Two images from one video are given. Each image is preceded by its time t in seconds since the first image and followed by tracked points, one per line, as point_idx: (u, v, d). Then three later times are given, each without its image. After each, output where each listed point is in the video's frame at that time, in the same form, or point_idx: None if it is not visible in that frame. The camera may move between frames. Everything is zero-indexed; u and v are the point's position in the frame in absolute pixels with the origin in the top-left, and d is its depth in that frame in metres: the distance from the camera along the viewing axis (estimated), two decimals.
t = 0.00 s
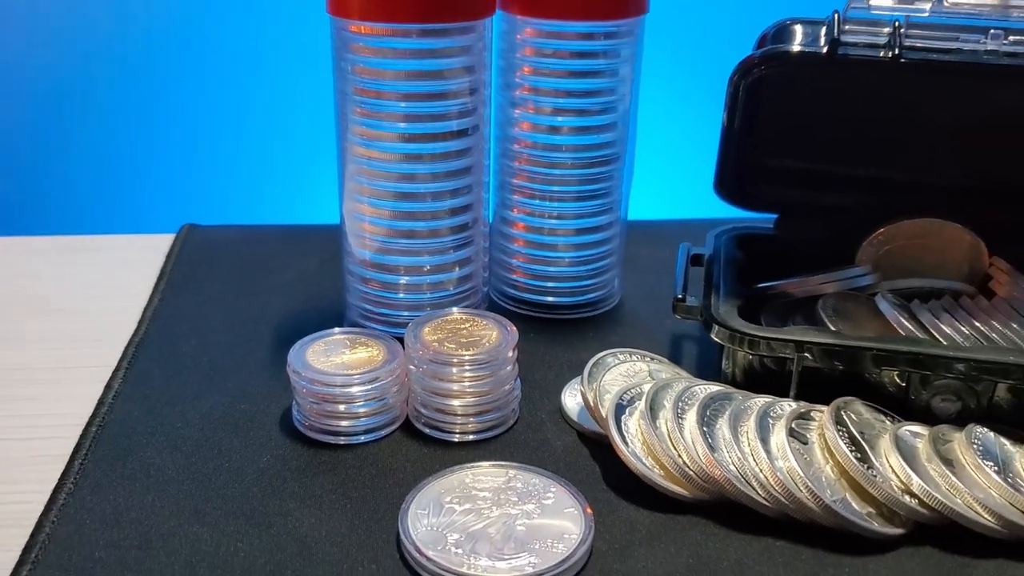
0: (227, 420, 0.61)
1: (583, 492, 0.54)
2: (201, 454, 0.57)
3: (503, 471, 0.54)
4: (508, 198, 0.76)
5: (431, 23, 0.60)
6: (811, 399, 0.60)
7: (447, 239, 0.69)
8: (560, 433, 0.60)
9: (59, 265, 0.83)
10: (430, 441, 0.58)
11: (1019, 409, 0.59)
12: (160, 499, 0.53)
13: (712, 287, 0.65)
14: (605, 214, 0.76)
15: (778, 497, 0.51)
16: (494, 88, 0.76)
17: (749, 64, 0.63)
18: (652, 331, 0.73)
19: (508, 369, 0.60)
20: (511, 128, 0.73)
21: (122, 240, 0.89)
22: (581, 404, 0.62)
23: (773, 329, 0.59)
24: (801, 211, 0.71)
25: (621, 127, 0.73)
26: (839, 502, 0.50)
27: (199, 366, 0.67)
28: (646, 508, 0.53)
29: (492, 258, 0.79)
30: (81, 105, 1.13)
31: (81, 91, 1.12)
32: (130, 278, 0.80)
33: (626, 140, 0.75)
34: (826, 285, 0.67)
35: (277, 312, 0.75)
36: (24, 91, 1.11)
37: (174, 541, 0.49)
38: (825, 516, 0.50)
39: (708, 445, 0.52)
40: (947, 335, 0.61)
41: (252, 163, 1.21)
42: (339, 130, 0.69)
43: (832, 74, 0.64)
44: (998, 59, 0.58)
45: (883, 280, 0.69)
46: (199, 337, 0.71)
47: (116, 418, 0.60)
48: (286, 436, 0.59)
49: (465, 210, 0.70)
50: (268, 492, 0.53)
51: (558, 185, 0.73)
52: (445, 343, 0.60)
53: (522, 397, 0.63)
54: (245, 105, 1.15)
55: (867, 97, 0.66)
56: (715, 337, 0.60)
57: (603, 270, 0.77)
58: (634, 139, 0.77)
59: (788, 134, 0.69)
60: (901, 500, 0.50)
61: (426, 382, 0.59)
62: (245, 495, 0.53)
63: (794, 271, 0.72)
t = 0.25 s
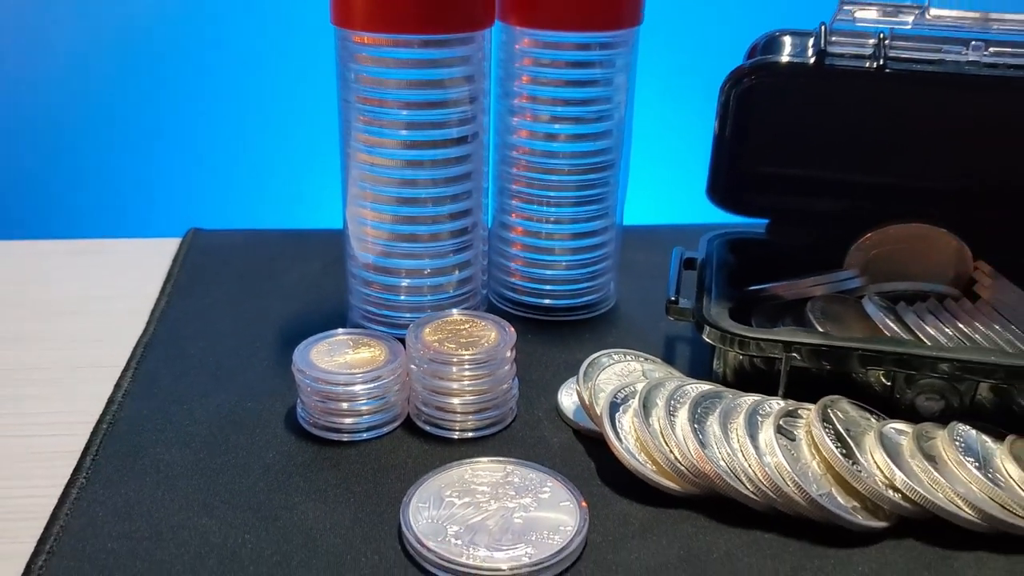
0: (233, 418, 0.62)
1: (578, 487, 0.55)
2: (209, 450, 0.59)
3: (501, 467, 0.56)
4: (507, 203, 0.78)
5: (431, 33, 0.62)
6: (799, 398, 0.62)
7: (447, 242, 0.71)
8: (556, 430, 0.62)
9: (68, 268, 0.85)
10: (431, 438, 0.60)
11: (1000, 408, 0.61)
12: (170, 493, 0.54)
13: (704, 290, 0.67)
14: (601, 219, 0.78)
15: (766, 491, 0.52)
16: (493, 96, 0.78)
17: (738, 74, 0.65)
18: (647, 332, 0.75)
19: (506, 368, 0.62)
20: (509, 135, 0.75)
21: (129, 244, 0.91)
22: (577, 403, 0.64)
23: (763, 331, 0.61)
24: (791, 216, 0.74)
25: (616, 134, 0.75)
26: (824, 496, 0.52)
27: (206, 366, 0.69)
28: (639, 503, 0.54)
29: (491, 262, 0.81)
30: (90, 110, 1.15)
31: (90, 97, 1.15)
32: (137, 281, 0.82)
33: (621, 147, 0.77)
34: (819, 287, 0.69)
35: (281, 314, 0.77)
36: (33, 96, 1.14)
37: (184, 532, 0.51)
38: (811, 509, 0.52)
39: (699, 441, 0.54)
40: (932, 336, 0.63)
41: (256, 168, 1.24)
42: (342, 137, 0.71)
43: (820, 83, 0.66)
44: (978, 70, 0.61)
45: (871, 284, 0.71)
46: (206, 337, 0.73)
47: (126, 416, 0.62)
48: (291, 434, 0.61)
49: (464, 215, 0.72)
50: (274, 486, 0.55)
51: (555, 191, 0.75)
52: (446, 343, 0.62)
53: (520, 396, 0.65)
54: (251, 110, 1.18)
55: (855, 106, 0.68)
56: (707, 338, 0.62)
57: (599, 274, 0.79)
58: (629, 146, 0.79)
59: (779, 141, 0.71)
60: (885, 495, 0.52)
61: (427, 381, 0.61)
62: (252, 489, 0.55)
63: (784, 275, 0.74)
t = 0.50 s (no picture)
0: (241, 411, 0.65)
1: (572, 476, 0.58)
2: (218, 442, 0.61)
3: (499, 457, 0.58)
4: (505, 206, 0.80)
5: (433, 42, 0.65)
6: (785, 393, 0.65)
7: (447, 243, 0.74)
8: (552, 424, 0.64)
9: (79, 268, 0.88)
10: (431, 430, 0.63)
11: (978, 403, 0.63)
12: (181, 481, 0.57)
13: (695, 289, 0.69)
14: (595, 221, 0.80)
15: (751, 480, 0.55)
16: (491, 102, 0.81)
17: (728, 81, 0.68)
18: (640, 331, 0.78)
19: (503, 364, 0.64)
20: (508, 140, 0.78)
21: (137, 245, 0.93)
22: (571, 397, 0.66)
23: (750, 328, 0.64)
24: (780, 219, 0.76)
25: (610, 139, 0.78)
26: (807, 484, 0.55)
27: (214, 361, 0.71)
28: (630, 491, 0.57)
29: (490, 263, 0.84)
30: (99, 115, 1.19)
31: (99, 102, 1.18)
32: (146, 281, 0.85)
33: (615, 151, 0.79)
34: (805, 286, 0.72)
35: (286, 312, 0.80)
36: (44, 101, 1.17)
37: (194, 516, 0.54)
38: (794, 497, 0.54)
39: (687, 432, 0.56)
40: (913, 333, 0.65)
41: (259, 172, 1.26)
42: (346, 141, 0.74)
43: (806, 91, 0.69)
44: (955, 78, 0.63)
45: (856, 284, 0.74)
46: (214, 334, 0.75)
47: (137, 409, 0.65)
48: (297, 426, 0.63)
49: (463, 216, 0.74)
50: (281, 475, 0.58)
51: (552, 194, 0.78)
52: (445, 339, 0.65)
53: (517, 391, 0.68)
54: (257, 117, 1.21)
55: (840, 112, 0.71)
56: (696, 335, 0.64)
57: (594, 274, 0.82)
58: (623, 151, 0.82)
59: (767, 147, 0.74)
60: (865, 484, 0.54)
61: (427, 376, 0.63)
62: (259, 478, 0.57)
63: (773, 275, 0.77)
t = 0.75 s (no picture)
0: (250, 404, 0.67)
1: (571, 466, 0.60)
2: (228, 432, 0.63)
3: (500, 447, 0.60)
4: (506, 207, 0.83)
5: (437, 47, 0.67)
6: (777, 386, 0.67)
7: (449, 242, 0.76)
8: (551, 417, 0.66)
9: (89, 268, 0.90)
10: (434, 423, 0.65)
11: (963, 396, 0.65)
12: (193, 469, 0.59)
13: (689, 287, 0.71)
14: (593, 222, 0.83)
15: (743, 469, 0.57)
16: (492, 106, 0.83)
17: (721, 85, 0.70)
18: (637, 329, 0.80)
19: (504, 358, 0.66)
20: (509, 143, 0.80)
21: (145, 246, 0.95)
22: (570, 391, 0.68)
23: (743, 324, 0.66)
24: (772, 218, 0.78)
25: (608, 142, 0.80)
26: (796, 473, 0.57)
27: (223, 356, 0.73)
28: (627, 480, 0.59)
29: (491, 262, 0.86)
30: (107, 118, 1.21)
31: (108, 104, 1.20)
32: (155, 280, 0.87)
33: (613, 154, 0.82)
34: (796, 284, 0.74)
35: (292, 310, 0.82)
36: (55, 104, 1.19)
37: (207, 504, 0.55)
38: (784, 485, 0.56)
39: (681, 423, 0.58)
40: (900, 329, 0.67)
41: (261, 173, 1.28)
42: (352, 143, 0.76)
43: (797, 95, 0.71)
44: (941, 82, 0.65)
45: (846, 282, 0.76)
46: (222, 330, 0.77)
47: (150, 401, 0.67)
48: (304, 418, 0.65)
49: (465, 216, 0.77)
50: (290, 464, 0.60)
51: (551, 195, 0.80)
52: (448, 335, 0.67)
53: (518, 386, 0.70)
54: (263, 120, 1.23)
55: (830, 115, 0.73)
56: (691, 331, 0.67)
57: (592, 273, 0.84)
58: (621, 153, 0.84)
59: (760, 149, 0.76)
60: (852, 473, 0.57)
61: (430, 370, 0.65)
62: (269, 467, 0.59)
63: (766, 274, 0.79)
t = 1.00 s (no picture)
0: (259, 392, 0.69)
1: (570, 451, 0.62)
2: (238, 418, 0.65)
3: (501, 433, 0.62)
4: (506, 205, 0.85)
5: (439, 49, 0.70)
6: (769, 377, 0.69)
7: (451, 238, 0.79)
8: (551, 406, 0.68)
9: (98, 265, 0.92)
10: (438, 412, 0.67)
11: (948, 386, 0.68)
12: (205, 452, 0.61)
13: (684, 281, 0.74)
14: (591, 219, 0.85)
15: (735, 454, 0.59)
16: (493, 107, 0.86)
17: (715, 86, 0.71)
18: (634, 323, 0.82)
19: (505, 350, 0.69)
20: (509, 142, 0.83)
21: (154, 243, 0.98)
22: (569, 381, 0.70)
23: (735, 316, 0.68)
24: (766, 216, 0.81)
25: (605, 142, 0.83)
26: (786, 457, 0.59)
27: (233, 347, 0.76)
28: (624, 466, 0.61)
29: (491, 258, 0.88)
30: (118, 117, 1.25)
31: (119, 101, 1.24)
32: (165, 276, 0.89)
33: (610, 153, 0.84)
34: (786, 279, 0.76)
35: (299, 304, 0.84)
36: (66, 103, 1.23)
37: (221, 486, 0.58)
38: (775, 469, 0.59)
39: (676, 410, 0.61)
40: (887, 321, 0.70)
41: (268, 173, 1.33)
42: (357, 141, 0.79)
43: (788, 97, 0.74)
44: (925, 83, 0.67)
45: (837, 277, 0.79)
46: (231, 323, 0.80)
47: (162, 388, 0.69)
48: (312, 407, 0.67)
49: (467, 213, 0.79)
50: (298, 450, 0.62)
51: (550, 193, 0.82)
52: (451, 327, 0.69)
53: (518, 377, 0.72)
54: (268, 120, 1.28)
55: (820, 116, 0.76)
56: (685, 323, 0.69)
57: (590, 270, 0.86)
58: (618, 153, 0.87)
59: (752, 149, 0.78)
60: (840, 457, 0.59)
61: (433, 360, 0.68)
62: (279, 451, 0.62)
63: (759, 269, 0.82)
